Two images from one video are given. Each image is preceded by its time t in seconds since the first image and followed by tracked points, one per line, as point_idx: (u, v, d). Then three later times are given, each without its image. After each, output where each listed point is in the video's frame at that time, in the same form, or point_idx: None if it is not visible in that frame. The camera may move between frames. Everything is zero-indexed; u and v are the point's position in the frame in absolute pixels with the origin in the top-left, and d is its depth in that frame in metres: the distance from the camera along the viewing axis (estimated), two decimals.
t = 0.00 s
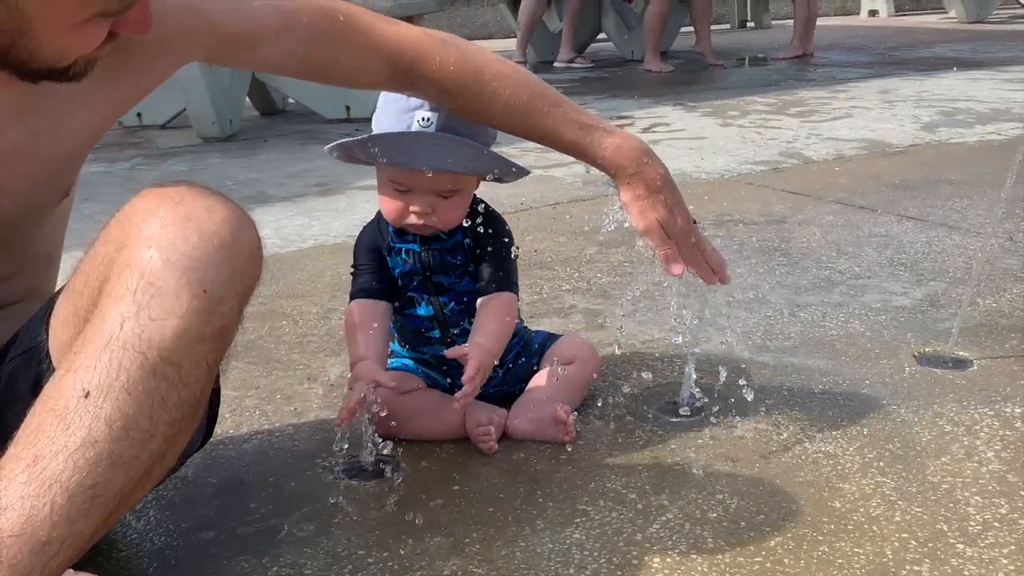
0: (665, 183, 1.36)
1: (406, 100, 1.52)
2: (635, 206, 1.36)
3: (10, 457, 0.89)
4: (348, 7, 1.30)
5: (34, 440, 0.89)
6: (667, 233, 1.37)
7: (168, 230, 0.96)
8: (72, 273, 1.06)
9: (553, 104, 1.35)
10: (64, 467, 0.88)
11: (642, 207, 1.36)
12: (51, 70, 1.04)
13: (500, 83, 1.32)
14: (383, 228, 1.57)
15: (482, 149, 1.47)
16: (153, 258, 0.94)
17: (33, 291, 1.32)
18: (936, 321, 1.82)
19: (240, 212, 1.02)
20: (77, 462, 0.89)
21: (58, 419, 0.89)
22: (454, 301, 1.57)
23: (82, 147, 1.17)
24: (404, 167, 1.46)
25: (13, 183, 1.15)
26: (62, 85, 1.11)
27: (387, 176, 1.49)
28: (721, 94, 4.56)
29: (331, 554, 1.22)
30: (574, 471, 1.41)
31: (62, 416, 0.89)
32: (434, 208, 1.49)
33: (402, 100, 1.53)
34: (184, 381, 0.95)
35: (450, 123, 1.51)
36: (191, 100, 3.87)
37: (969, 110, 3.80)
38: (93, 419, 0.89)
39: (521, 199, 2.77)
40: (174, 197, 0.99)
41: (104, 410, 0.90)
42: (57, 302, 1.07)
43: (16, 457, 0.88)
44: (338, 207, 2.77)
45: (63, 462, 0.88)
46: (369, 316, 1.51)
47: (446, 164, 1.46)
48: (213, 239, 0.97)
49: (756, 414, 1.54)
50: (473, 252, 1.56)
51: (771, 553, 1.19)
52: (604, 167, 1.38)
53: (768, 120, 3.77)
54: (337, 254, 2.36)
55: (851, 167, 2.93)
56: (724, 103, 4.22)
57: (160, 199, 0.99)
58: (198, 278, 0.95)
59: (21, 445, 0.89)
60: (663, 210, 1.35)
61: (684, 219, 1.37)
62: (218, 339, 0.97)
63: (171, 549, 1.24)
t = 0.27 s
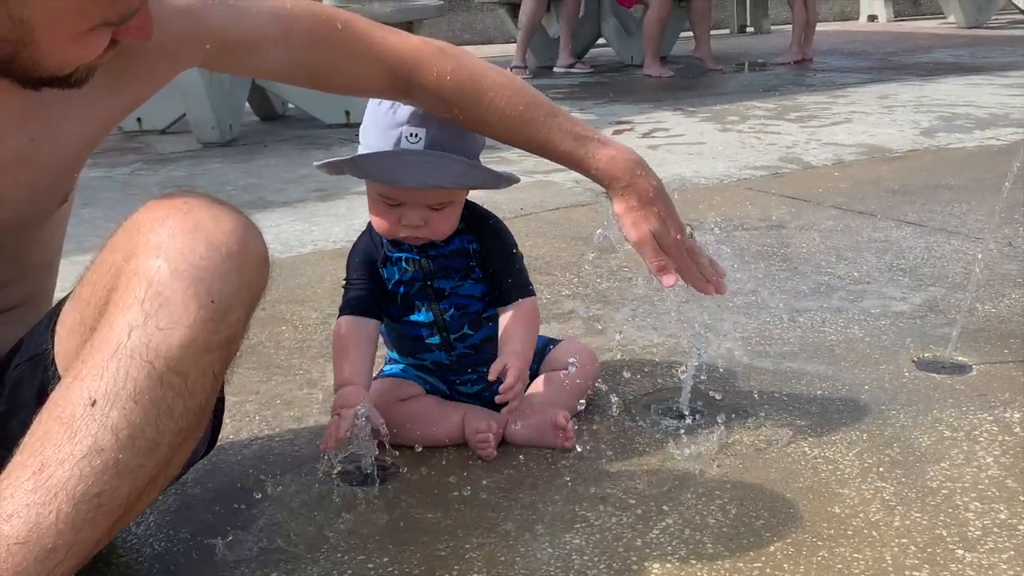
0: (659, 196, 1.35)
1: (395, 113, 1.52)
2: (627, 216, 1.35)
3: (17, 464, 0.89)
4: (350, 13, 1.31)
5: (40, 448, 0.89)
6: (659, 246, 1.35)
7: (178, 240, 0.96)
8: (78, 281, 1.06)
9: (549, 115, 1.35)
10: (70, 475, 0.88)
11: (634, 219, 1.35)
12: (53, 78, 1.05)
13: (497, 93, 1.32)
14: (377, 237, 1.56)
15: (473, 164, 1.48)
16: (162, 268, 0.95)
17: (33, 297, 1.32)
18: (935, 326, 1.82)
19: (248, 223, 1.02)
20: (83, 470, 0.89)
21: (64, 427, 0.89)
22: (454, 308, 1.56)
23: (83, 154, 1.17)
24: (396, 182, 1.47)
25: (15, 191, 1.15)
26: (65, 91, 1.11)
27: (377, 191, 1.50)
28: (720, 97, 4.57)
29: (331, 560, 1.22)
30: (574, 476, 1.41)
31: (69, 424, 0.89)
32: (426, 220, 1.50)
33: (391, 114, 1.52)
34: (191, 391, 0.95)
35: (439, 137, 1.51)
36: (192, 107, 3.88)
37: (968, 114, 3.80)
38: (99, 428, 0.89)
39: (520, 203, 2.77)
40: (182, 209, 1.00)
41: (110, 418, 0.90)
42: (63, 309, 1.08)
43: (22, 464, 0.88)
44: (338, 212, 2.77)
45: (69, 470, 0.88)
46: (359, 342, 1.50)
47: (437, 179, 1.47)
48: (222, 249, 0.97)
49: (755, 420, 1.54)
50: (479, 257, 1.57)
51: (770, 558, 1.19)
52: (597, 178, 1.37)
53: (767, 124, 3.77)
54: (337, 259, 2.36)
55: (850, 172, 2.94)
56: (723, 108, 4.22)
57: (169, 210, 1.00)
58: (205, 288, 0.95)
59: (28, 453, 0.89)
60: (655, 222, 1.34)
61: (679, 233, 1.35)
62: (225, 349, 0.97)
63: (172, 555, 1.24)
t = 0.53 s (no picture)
0: (650, 207, 1.39)
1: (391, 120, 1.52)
2: (618, 228, 1.38)
3: (13, 469, 0.88)
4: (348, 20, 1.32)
5: (36, 452, 0.88)
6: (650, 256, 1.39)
7: (173, 243, 0.96)
8: (74, 284, 1.06)
9: (546, 126, 1.37)
10: (67, 479, 0.88)
11: (626, 230, 1.38)
12: (52, 86, 1.04)
13: (495, 103, 1.34)
14: (376, 243, 1.56)
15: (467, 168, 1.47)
16: (155, 270, 0.94)
17: (32, 302, 1.32)
18: (935, 332, 1.82)
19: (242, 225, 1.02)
20: (80, 474, 0.88)
21: (60, 430, 0.88)
22: (454, 309, 1.56)
23: (83, 162, 1.17)
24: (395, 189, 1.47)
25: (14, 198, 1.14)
26: (65, 99, 1.10)
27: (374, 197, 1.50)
28: (719, 102, 4.57)
29: (329, 566, 1.22)
30: (573, 482, 1.40)
31: (64, 428, 0.88)
32: (424, 225, 1.51)
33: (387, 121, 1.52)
34: (187, 393, 0.94)
35: (436, 142, 1.51)
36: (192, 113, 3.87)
37: (967, 119, 3.81)
38: (96, 431, 0.89)
39: (519, 208, 2.77)
40: (177, 212, 0.99)
41: (107, 421, 0.89)
42: (59, 312, 1.07)
43: (18, 469, 0.88)
44: (338, 216, 2.77)
45: (66, 474, 0.88)
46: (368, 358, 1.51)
47: (433, 185, 1.46)
48: (216, 252, 0.97)
49: (756, 425, 1.54)
50: (479, 259, 1.58)
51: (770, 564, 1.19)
52: (590, 191, 1.40)
53: (766, 129, 3.77)
54: (337, 264, 2.36)
55: (850, 177, 2.94)
56: (722, 112, 4.23)
57: (163, 213, 0.99)
58: (199, 290, 0.95)
59: (24, 457, 0.88)
60: (646, 234, 1.38)
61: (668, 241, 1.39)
62: (220, 351, 0.96)
63: (172, 560, 1.24)
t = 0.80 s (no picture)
0: (649, 208, 1.40)
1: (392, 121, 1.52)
2: (616, 228, 1.41)
3: (16, 468, 0.88)
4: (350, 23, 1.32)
5: (39, 451, 0.88)
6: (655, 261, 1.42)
7: (176, 243, 0.96)
8: (78, 283, 1.06)
9: (547, 129, 1.39)
10: (70, 478, 0.87)
11: (623, 230, 1.41)
12: (54, 86, 1.04)
13: (498, 107, 1.36)
14: (378, 243, 1.56)
15: (466, 166, 1.47)
16: (159, 270, 0.94)
17: (32, 301, 1.31)
18: (936, 332, 1.82)
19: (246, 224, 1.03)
20: (83, 473, 0.88)
21: (63, 430, 0.88)
22: (461, 305, 1.56)
23: (87, 161, 1.17)
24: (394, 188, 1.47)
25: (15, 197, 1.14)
26: (67, 99, 1.10)
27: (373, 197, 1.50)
28: (718, 104, 4.58)
29: (329, 565, 1.22)
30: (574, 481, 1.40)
31: (67, 427, 0.88)
32: (425, 224, 1.51)
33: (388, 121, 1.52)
34: (190, 393, 0.94)
35: (436, 143, 1.51)
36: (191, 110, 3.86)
37: (966, 121, 3.81)
38: (99, 430, 0.89)
39: (519, 209, 2.77)
40: (182, 212, 1.00)
41: (110, 421, 0.89)
42: (63, 313, 1.07)
43: (21, 468, 0.88)
44: (337, 217, 2.77)
45: (68, 473, 0.87)
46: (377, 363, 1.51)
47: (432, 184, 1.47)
48: (219, 252, 0.97)
49: (756, 425, 1.54)
50: (482, 255, 1.59)
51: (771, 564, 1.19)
52: (590, 190, 1.42)
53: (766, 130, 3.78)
54: (337, 264, 2.36)
55: (849, 178, 2.94)
56: (722, 114, 4.23)
57: (167, 213, 1.00)
58: (203, 290, 0.95)
59: (27, 456, 0.88)
60: (644, 234, 1.40)
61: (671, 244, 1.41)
62: (223, 351, 0.97)
63: (171, 559, 1.23)
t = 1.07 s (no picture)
0: (654, 216, 1.41)
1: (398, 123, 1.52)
2: (622, 237, 1.40)
3: (22, 470, 0.88)
4: (351, 29, 1.30)
5: (45, 454, 0.88)
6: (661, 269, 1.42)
7: (187, 248, 0.95)
8: (85, 283, 1.06)
9: (550, 136, 1.38)
10: (76, 481, 0.87)
11: (629, 238, 1.40)
12: (52, 81, 1.04)
13: (500, 114, 1.34)
14: (383, 242, 1.55)
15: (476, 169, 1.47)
16: (170, 275, 0.94)
17: (30, 299, 1.31)
18: (934, 331, 1.82)
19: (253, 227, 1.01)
20: (89, 476, 0.88)
21: (70, 433, 0.88)
22: (466, 305, 1.55)
23: (86, 157, 1.17)
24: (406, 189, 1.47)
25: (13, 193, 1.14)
26: (66, 94, 1.10)
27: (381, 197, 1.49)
28: (716, 105, 4.59)
29: (326, 565, 1.21)
30: (572, 480, 1.40)
31: (74, 430, 0.88)
32: (431, 225, 1.51)
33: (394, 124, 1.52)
34: (198, 398, 0.94)
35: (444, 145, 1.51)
36: (188, 111, 3.85)
37: (964, 122, 3.81)
38: (106, 434, 0.88)
39: (516, 209, 2.77)
40: (189, 215, 0.99)
41: (117, 425, 0.89)
42: (67, 311, 1.07)
43: (27, 470, 0.87)
44: (335, 216, 2.76)
45: (75, 476, 0.87)
46: (374, 364, 1.49)
47: (439, 185, 1.47)
48: (231, 258, 0.96)
49: (757, 424, 1.54)
50: (488, 254, 1.58)
51: (770, 564, 1.18)
52: (594, 199, 1.42)
53: (763, 130, 3.78)
54: (334, 263, 2.35)
55: (848, 178, 2.94)
56: (720, 115, 4.23)
57: (176, 215, 0.99)
58: (213, 295, 0.94)
59: (33, 458, 0.88)
60: (650, 244, 1.40)
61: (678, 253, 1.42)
62: (231, 356, 0.96)
63: (168, 558, 1.23)
